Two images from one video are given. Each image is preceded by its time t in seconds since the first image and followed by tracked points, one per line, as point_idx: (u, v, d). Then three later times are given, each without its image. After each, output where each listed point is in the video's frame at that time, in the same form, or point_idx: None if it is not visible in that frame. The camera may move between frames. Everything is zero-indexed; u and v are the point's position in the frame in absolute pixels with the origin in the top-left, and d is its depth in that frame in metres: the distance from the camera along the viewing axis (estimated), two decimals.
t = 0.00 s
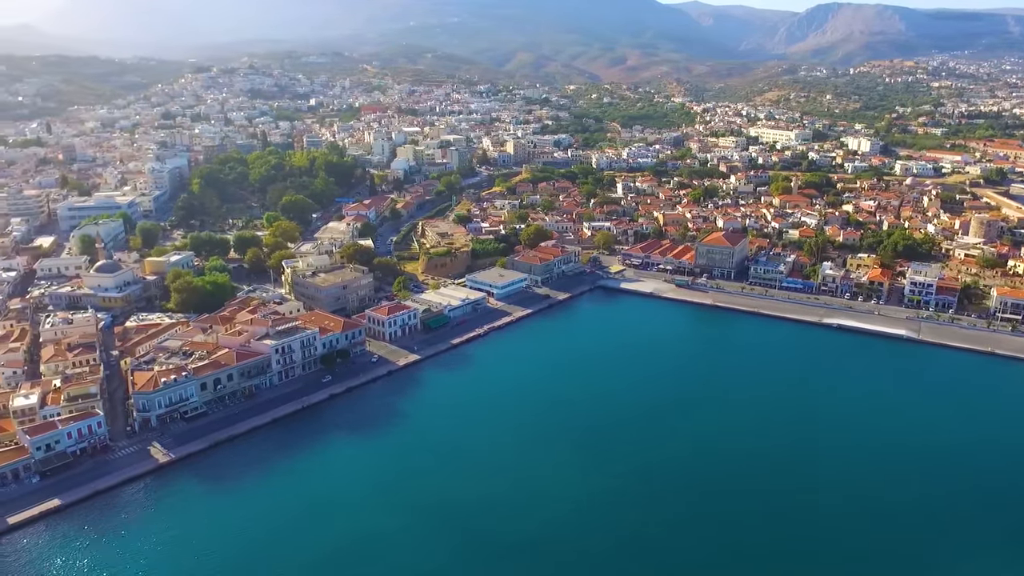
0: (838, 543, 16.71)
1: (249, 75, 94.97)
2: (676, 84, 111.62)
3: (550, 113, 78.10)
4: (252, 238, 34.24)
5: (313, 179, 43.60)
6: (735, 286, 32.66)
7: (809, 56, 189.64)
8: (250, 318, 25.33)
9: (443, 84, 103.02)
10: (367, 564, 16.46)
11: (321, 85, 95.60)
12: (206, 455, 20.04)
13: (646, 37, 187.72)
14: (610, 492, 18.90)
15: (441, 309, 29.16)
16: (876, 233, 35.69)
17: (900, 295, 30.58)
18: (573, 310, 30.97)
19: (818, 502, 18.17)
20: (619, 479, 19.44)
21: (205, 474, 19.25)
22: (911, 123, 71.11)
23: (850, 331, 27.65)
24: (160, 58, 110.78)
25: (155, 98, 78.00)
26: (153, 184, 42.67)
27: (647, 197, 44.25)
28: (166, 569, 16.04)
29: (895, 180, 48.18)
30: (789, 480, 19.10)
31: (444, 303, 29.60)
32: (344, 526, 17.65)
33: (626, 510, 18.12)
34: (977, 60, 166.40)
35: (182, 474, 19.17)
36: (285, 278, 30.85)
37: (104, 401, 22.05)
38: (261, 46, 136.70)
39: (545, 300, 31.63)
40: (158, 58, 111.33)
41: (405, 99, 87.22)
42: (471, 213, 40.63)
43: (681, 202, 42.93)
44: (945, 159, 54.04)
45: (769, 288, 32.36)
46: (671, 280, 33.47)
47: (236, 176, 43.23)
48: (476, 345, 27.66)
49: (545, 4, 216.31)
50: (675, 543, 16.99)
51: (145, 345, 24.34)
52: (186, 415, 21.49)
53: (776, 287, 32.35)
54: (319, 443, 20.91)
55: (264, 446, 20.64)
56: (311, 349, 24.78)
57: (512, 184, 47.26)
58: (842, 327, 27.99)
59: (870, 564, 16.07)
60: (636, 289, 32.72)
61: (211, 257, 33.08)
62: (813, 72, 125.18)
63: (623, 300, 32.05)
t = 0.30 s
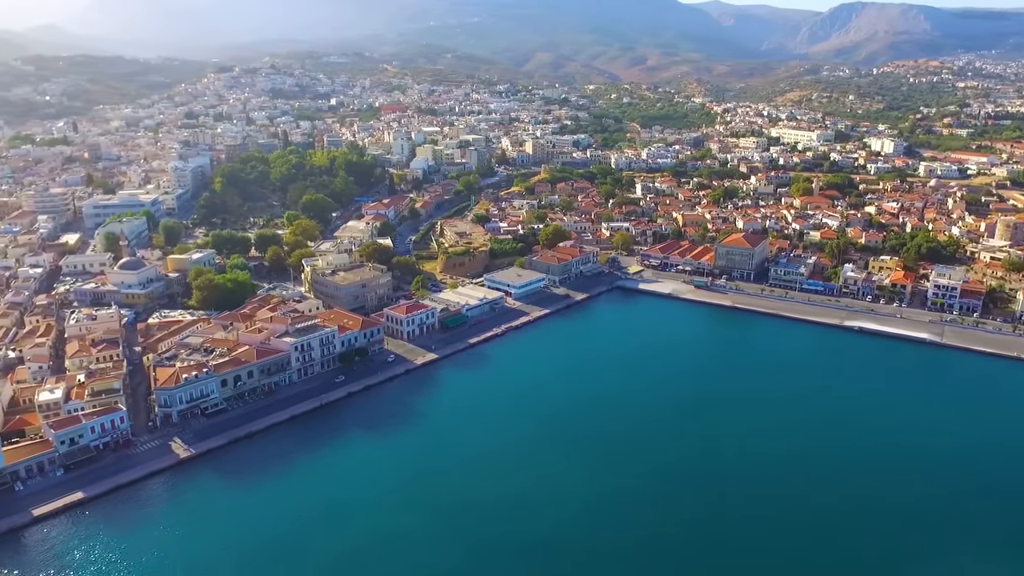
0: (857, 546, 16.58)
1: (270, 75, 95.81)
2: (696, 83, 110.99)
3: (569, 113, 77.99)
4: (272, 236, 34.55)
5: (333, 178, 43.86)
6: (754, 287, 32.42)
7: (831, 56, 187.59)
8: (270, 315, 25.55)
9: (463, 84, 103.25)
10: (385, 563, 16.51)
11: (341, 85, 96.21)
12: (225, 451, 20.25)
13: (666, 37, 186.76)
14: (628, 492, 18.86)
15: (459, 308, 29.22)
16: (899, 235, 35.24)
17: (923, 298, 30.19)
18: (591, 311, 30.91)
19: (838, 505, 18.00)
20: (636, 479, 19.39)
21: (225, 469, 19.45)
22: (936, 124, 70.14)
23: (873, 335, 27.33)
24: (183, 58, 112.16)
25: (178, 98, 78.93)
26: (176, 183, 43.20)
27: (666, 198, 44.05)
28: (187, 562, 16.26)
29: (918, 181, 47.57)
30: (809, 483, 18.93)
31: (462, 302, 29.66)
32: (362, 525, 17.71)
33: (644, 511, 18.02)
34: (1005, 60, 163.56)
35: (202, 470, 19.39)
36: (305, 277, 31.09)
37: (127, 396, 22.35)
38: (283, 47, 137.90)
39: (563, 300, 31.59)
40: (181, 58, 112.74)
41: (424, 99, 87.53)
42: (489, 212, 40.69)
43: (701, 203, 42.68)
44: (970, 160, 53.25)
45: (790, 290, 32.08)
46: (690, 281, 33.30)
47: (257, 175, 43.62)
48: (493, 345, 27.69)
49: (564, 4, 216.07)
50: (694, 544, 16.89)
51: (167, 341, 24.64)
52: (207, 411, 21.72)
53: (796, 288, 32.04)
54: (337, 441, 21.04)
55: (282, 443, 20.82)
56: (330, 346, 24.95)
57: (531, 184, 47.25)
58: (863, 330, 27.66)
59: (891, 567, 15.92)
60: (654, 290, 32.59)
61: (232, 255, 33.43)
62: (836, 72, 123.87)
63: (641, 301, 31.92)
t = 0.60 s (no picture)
0: (880, 550, 16.45)
1: (292, 75, 96.65)
2: (718, 84, 110.27)
3: (589, 112, 77.84)
4: (293, 235, 34.84)
5: (354, 178, 44.11)
6: (775, 289, 32.15)
7: (855, 56, 185.28)
8: (290, 313, 25.77)
9: (483, 84, 103.43)
10: (404, 561, 16.58)
11: (363, 85, 96.78)
12: (245, 447, 20.47)
13: (688, 37, 185.64)
14: (648, 494, 18.79)
15: (477, 308, 29.28)
16: (923, 237, 34.73)
17: (948, 301, 29.73)
18: (609, 311, 30.81)
19: (858, 509, 17.84)
20: (655, 481, 19.30)
21: (245, 465, 19.66)
22: (962, 125, 69.04)
23: (896, 338, 26.98)
24: (208, 58, 113.49)
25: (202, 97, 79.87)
26: (200, 182, 43.72)
27: (686, 199, 43.83)
28: (208, 556, 16.46)
29: (944, 183, 46.86)
30: (829, 486, 18.78)
31: (480, 302, 29.70)
32: (381, 523, 17.79)
33: (664, 512, 17.94)
34: None
35: (223, 465, 19.61)
36: (325, 275, 31.32)
37: (150, 391, 22.68)
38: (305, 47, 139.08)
39: (581, 300, 31.53)
40: (206, 58, 114.17)
41: (445, 99, 87.78)
42: (508, 212, 40.73)
43: (721, 204, 42.40)
44: (998, 161, 52.33)
45: (811, 292, 31.76)
46: (710, 282, 33.09)
47: (279, 174, 44.02)
48: (511, 344, 27.71)
49: (585, 4, 215.67)
50: (715, 547, 16.76)
51: (189, 338, 24.95)
52: (227, 407, 21.96)
53: (818, 291, 31.73)
54: (355, 438, 21.18)
55: (302, 440, 20.98)
56: (349, 344, 25.10)
57: (550, 184, 47.21)
58: (886, 333, 27.34)
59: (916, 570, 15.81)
60: (673, 291, 32.44)
61: (254, 253, 33.75)
62: (860, 72, 122.39)
63: (659, 302, 31.80)
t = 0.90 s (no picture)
0: (897, 553, 16.31)
1: (316, 75, 97.48)
2: (741, 84, 109.43)
3: (611, 113, 77.62)
4: (315, 233, 35.13)
5: (376, 177, 44.37)
6: (798, 292, 31.83)
7: (882, 56, 182.65)
8: (312, 311, 25.99)
9: (505, 84, 103.53)
10: (420, 559, 16.64)
11: (385, 85, 97.34)
12: (267, 443, 20.68)
13: (711, 37, 184.33)
14: (666, 495, 18.70)
15: (497, 307, 29.31)
16: (950, 239, 34.17)
17: (976, 306, 29.22)
18: (629, 312, 30.68)
19: (878, 513, 17.65)
20: (673, 483, 19.19)
21: (266, 461, 19.86)
22: (992, 126, 67.83)
23: (923, 342, 26.55)
24: (233, 59, 114.78)
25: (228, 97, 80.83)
26: (224, 180, 44.25)
27: (708, 200, 43.54)
28: (228, 551, 16.64)
29: (973, 185, 46.06)
30: (849, 489, 18.59)
31: (500, 301, 29.73)
32: (398, 522, 17.84)
33: (680, 513, 17.88)
34: None
35: (244, 460, 19.83)
36: (347, 273, 31.53)
37: (174, 386, 22.98)
38: (328, 48, 140.18)
39: (601, 301, 31.44)
40: (231, 58, 115.52)
41: (466, 99, 87.99)
42: (529, 212, 40.73)
43: (744, 205, 42.07)
44: None
45: (834, 295, 31.40)
46: (731, 284, 32.83)
47: (302, 174, 44.39)
48: (531, 344, 27.70)
49: (607, 4, 215.06)
50: (730, 549, 16.65)
51: (212, 334, 25.25)
52: (249, 403, 22.20)
53: (841, 294, 31.35)
54: (375, 435, 21.31)
55: (322, 437, 21.16)
56: (370, 343, 25.24)
57: (571, 184, 47.13)
58: (911, 337, 26.93)
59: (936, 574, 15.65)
60: (694, 292, 32.22)
61: (276, 251, 34.07)
62: (887, 72, 120.72)
63: (680, 303, 31.62)
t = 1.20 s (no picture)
0: (911, 557, 16.28)
1: (338, 75, 98.13)
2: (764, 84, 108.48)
3: (631, 113, 77.34)
4: (336, 232, 35.37)
5: (396, 176, 44.58)
6: (819, 294, 31.50)
7: (908, 56, 180.02)
8: (332, 309, 26.17)
9: (525, 84, 103.49)
10: (434, 556, 16.70)
11: (406, 84, 97.74)
12: (286, 440, 20.86)
13: (733, 36, 182.94)
14: (677, 495, 18.64)
15: (516, 307, 29.33)
16: (976, 242, 33.61)
17: (1002, 310, 28.73)
18: (648, 313, 30.54)
19: (892, 517, 17.60)
20: (685, 484, 19.13)
21: (285, 457, 20.04)
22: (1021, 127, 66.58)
23: (947, 347, 26.15)
24: (256, 58, 115.85)
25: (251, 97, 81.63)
26: (247, 179, 44.71)
27: (728, 200, 43.22)
28: (247, 546, 16.79)
29: (1001, 187, 45.23)
30: (862, 494, 18.52)
31: (518, 301, 29.74)
32: (412, 520, 17.88)
33: (692, 514, 17.81)
34: None
35: (264, 456, 20.03)
36: (366, 272, 31.72)
37: (196, 382, 23.27)
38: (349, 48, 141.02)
39: (620, 302, 31.33)
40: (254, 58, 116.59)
41: (487, 99, 88.08)
42: (548, 212, 40.70)
43: (765, 206, 41.73)
44: None
45: (857, 298, 31.04)
46: (752, 285, 32.57)
47: (323, 173, 44.73)
48: (549, 344, 27.67)
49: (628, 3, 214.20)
50: (743, 550, 16.58)
51: (234, 332, 25.52)
52: (269, 400, 22.40)
53: (864, 296, 30.98)
54: (393, 433, 21.42)
55: (341, 434, 21.29)
56: (389, 341, 25.36)
57: (590, 185, 47.03)
58: (934, 341, 26.55)
59: None
60: (713, 293, 32.01)
61: (297, 249, 34.35)
62: (913, 72, 119.01)
63: (699, 304, 31.43)
